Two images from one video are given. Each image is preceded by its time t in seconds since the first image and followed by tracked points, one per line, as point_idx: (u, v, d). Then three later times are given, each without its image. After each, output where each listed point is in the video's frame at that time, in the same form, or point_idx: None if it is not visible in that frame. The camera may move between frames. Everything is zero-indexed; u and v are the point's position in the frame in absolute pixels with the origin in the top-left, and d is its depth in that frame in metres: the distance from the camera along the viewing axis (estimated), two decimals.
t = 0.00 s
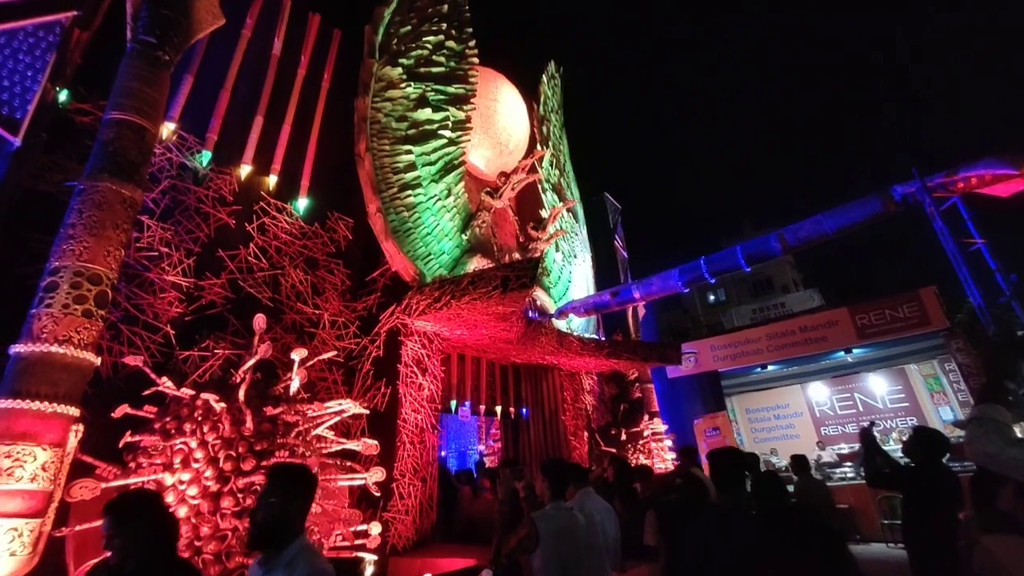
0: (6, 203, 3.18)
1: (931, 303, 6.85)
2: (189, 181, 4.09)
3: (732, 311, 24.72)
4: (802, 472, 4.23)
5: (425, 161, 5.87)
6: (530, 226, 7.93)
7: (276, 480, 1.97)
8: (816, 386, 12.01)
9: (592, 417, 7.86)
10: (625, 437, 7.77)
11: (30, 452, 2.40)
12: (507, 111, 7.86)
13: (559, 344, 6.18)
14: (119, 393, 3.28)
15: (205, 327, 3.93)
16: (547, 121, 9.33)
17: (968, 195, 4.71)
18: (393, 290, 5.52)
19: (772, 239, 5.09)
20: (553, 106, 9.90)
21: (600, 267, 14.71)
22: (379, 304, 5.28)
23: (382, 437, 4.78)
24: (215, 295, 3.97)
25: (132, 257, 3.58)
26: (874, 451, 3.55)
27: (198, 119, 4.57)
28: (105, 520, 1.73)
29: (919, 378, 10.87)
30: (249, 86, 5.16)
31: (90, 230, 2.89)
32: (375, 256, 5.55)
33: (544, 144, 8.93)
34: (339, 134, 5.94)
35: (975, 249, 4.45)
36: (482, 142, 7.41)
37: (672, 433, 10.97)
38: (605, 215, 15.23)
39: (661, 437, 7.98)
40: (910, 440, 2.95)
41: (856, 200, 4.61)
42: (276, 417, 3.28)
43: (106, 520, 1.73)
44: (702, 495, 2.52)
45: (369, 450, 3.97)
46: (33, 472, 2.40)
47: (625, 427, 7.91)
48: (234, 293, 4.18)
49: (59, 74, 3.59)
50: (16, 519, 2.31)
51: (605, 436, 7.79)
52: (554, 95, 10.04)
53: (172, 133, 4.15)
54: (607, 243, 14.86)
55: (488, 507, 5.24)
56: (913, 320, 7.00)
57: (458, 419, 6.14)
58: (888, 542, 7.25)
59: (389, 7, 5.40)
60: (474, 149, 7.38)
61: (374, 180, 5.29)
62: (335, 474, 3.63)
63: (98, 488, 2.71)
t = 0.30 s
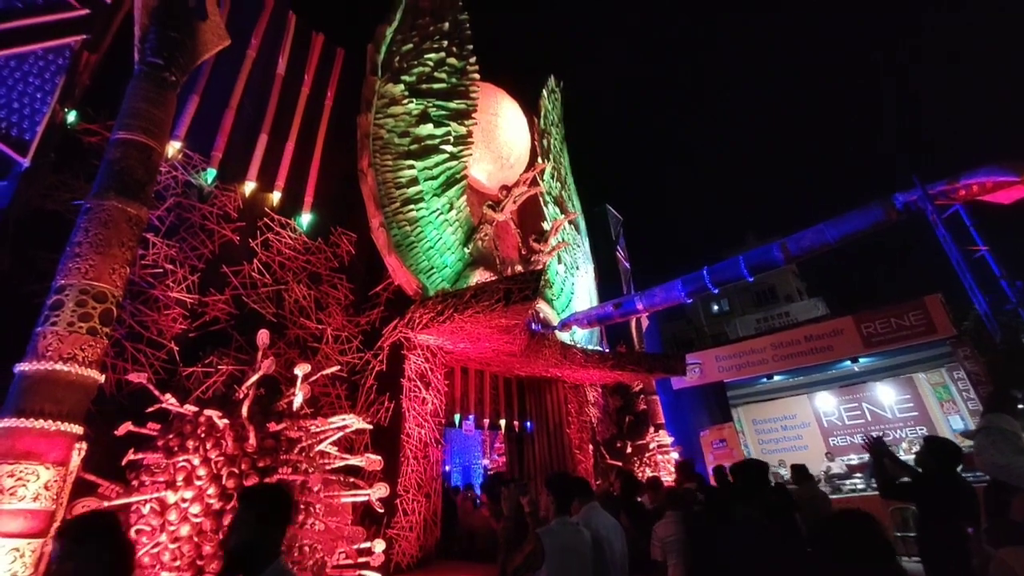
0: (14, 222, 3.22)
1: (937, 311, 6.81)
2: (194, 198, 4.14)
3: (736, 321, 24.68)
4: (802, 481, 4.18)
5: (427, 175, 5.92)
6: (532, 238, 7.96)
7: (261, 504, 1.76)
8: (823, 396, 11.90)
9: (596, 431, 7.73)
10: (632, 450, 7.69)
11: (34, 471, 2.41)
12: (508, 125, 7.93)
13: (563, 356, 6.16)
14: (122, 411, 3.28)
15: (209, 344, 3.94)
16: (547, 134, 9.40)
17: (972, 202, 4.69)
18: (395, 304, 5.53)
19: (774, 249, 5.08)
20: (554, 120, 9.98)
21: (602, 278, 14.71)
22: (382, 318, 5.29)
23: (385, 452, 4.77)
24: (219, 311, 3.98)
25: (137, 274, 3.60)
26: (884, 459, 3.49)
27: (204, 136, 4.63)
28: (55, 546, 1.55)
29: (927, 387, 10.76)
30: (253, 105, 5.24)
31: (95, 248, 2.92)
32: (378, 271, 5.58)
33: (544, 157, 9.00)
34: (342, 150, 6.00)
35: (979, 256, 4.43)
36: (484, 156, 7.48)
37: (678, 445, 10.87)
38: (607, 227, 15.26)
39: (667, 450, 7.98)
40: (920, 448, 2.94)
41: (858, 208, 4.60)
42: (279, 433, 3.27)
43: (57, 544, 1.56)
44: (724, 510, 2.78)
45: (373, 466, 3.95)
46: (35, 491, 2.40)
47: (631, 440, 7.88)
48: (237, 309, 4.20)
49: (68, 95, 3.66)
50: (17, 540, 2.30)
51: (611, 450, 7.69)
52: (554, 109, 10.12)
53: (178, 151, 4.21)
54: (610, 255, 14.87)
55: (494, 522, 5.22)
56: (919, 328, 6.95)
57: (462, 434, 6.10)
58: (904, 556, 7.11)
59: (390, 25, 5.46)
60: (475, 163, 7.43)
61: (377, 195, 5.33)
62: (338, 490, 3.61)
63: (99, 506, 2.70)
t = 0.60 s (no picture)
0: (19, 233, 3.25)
1: (942, 316, 6.78)
2: (198, 209, 4.17)
3: (740, 327, 24.64)
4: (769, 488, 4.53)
5: (429, 185, 5.95)
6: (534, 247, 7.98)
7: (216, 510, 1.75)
8: (828, 403, 11.82)
9: (600, 439, 7.66)
10: (635, 459, 7.60)
11: (36, 483, 2.41)
12: (509, 134, 7.98)
13: (565, 364, 6.14)
14: (124, 422, 3.27)
15: (212, 353, 3.94)
16: (549, 142, 9.45)
17: (973, 208, 4.69)
18: (398, 312, 5.54)
19: (776, 255, 5.07)
20: (555, 128, 10.03)
21: (605, 286, 14.71)
22: (384, 327, 5.30)
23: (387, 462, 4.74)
24: (222, 321, 3.99)
25: (141, 285, 3.62)
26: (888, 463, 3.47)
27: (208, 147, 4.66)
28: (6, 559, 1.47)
29: (933, 394, 10.68)
30: (257, 116, 5.29)
31: (99, 259, 2.94)
32: (380, 280, 5.59)
33: (545, 165, 9.04)
34: (344, 160, 6.05)
35: (983, 261, 4.41)
36: (485, 165, 7.53)
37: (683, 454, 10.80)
38: (609, 235, 15.28)
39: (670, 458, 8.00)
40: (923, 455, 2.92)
41: (859, 215, 4.60)
42: (281, 443, 3.27)
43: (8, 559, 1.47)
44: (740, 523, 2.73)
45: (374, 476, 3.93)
46: (36, 502, 2.39)
47: (636, 450, 7.67)
48: (240, 319, 4.20)
49: (74, 108, 3.70)
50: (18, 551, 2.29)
51: (615, 459, 7.60)
52: (555, 118, 10.18)
53: (182, 162, 4.25)
54: (612, 263, 14.88)
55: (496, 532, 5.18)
56: (924, 334, 6.92)
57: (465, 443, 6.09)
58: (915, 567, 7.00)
59: (392, 37, 5.51)
60: (477, 172, 7.47)
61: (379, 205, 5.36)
62: (340, 500, 3.58)
63: (102, 517, 2.73)
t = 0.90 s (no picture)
0: (20, 245, 3.26)
1: (944, 324, 6.76)
2: (199, 221, 4.19)
3: (741, 335, 24.62)
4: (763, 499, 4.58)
5: (429, 195, 5.97)
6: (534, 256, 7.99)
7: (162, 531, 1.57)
8: (831, 411, 11.75)
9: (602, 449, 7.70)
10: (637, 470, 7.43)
11: (33, 496, 2.39)
12: (508, 145, 8.02)
13: (566, 374, 6.12)
14: (122, 434, 3.26)
15: (211, 365, 3.92)
16: (548, 152, 9.50)
17: (972, 216, 4.70)
18: (398, 322, 5.54)
19: (776, 263, 5.07)
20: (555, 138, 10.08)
21: (605, 295, 14.69)
22: (385, 337, 5.30)
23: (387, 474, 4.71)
24: (222, 332, 3.98)
25: (141, 296, 3.63)
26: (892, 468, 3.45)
27: (210, 158, 4.69)
28: None
29: (937, 402, 10.64)
30: (258, 128, 5.33)
31: (100, 271, 2.94)
32: (380, 290, 5.59)
33: (545, 175, 9.08)
34: (345, 171, 6.09)
35: (983, 269, 4.41)
36: (485, 175, 7.57)
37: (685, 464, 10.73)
38: (609, 244, 15.30)
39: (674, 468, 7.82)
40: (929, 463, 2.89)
41: (858, 223, 4.61)
42: (281, 455, 3.25)
43: None
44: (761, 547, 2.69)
45: (374, 488, 3.91)
46: (34, 516, 2.38)
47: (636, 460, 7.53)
48: (240, 330, 4.20)
49: (77, 121, 3.74)
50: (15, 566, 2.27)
51: (616, 469, 7.49)
52: (554, 128, 10.23)
53: (183, 174, 4.27)
54: (612, 272, 14.89)
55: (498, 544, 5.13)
56: (925, 342, 6.90)
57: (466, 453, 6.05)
58: None
59: (392, 49, 5.56)
60: (477, 182, 7.51)
61: (379, 215, 5.39)
62: (339, 513, 3.55)
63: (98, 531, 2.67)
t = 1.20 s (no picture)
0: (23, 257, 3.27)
1: (946, 332, 6.74)
2: (201, 232, 4.21)
3: (742, 344, 24.57)
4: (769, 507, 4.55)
5: (430, 206, 6.00)
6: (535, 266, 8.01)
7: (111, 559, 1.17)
8: (835, 421, 11.67)
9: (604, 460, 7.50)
10: (640, 481, 7.44)
11: (30, 510, 2.37)
12: (508, 155, 8.07)
13: (567, 385, 6.10)
14: (121, 447, 3.25)
15: (212, 376, 3.92)
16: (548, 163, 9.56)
17: (971, 224, 4.70)
18: (399, 332, 5.55)
19: (776, 273, 5.07)
20: (555, 149, 10.14)
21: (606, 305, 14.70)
22: (386, 348, 5.29)
23: (388, 486, 4.68)
24: (222, 343, 3.98)
25: (143, 307, 3.64)
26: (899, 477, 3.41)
27: (212, 170, 4.72)
28: None
29: (942, 412, 10.54)
30: (261, 140, 5.38)
31: (102, 282, 2.96)
32: (381, 300, 5.60)
33: (545, 185, 9.13)
34: (346, 182, 6.13)
35: (983, 277, 4.40)
36: (486, 186, 7.62)
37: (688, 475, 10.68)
38: (609, 253, 15.34)
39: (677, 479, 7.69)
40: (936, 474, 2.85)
41: (857, 232, 4.62)
42: (280, 467, 3.23)
43: None
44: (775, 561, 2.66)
45: (374, 501, 3.87)
46: (31, 531, 2.36)
47: (639, 470, 7.55)
48: (241, 341, 4.19)
49: (81, 135, 3.78)
50: None
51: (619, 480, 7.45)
52: (554, 139, 10.28)
53: (186, 186, 4.31)
54: (612, 281, 14.91)
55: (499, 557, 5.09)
56: (928, 350, 6.87)
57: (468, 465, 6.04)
58: None
59: (393, 62, 5.61)
60: (477, 193, 7.55)
61: (380, 226, 5.40)
62: (339, 526, 3.53)
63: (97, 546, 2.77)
